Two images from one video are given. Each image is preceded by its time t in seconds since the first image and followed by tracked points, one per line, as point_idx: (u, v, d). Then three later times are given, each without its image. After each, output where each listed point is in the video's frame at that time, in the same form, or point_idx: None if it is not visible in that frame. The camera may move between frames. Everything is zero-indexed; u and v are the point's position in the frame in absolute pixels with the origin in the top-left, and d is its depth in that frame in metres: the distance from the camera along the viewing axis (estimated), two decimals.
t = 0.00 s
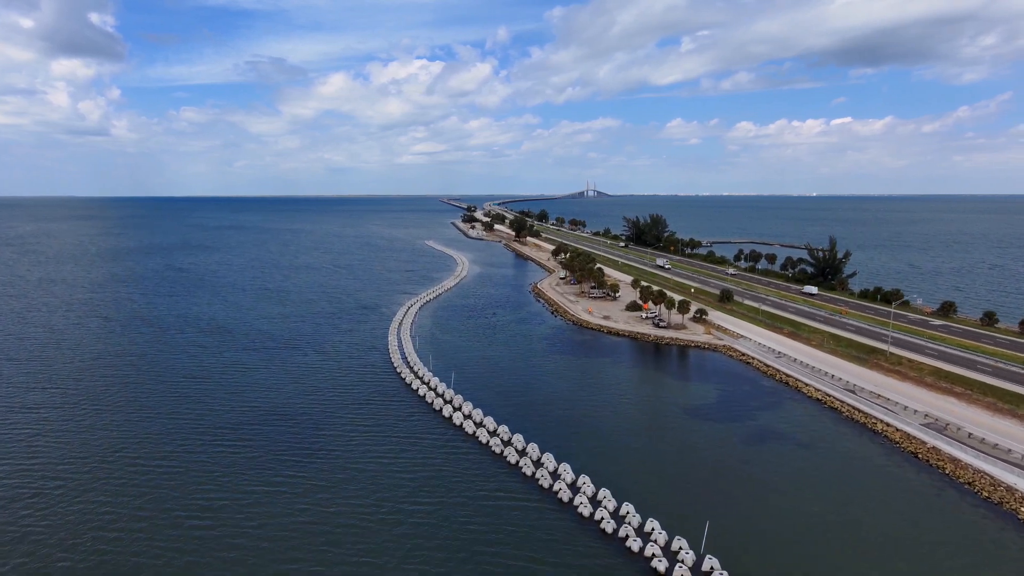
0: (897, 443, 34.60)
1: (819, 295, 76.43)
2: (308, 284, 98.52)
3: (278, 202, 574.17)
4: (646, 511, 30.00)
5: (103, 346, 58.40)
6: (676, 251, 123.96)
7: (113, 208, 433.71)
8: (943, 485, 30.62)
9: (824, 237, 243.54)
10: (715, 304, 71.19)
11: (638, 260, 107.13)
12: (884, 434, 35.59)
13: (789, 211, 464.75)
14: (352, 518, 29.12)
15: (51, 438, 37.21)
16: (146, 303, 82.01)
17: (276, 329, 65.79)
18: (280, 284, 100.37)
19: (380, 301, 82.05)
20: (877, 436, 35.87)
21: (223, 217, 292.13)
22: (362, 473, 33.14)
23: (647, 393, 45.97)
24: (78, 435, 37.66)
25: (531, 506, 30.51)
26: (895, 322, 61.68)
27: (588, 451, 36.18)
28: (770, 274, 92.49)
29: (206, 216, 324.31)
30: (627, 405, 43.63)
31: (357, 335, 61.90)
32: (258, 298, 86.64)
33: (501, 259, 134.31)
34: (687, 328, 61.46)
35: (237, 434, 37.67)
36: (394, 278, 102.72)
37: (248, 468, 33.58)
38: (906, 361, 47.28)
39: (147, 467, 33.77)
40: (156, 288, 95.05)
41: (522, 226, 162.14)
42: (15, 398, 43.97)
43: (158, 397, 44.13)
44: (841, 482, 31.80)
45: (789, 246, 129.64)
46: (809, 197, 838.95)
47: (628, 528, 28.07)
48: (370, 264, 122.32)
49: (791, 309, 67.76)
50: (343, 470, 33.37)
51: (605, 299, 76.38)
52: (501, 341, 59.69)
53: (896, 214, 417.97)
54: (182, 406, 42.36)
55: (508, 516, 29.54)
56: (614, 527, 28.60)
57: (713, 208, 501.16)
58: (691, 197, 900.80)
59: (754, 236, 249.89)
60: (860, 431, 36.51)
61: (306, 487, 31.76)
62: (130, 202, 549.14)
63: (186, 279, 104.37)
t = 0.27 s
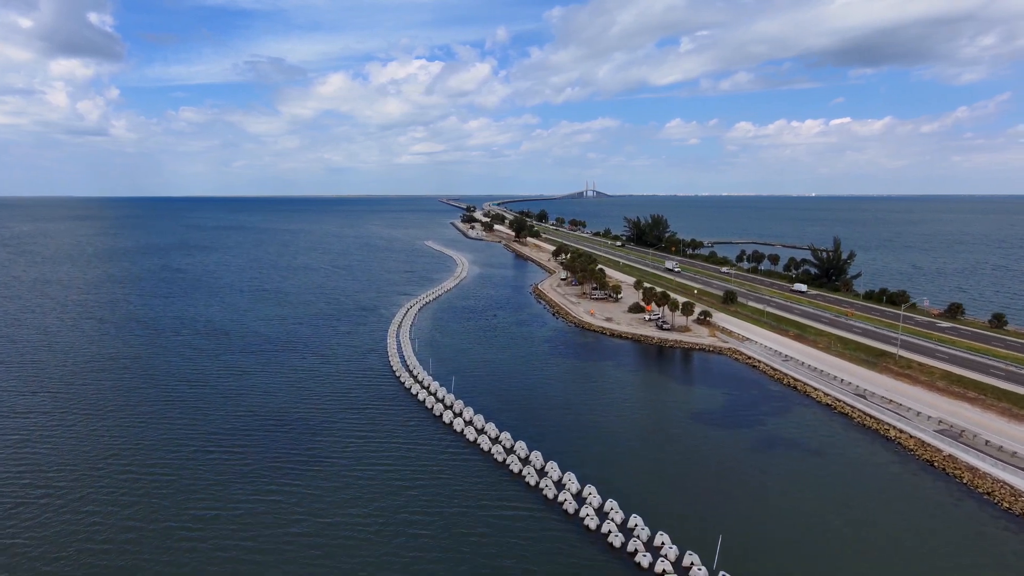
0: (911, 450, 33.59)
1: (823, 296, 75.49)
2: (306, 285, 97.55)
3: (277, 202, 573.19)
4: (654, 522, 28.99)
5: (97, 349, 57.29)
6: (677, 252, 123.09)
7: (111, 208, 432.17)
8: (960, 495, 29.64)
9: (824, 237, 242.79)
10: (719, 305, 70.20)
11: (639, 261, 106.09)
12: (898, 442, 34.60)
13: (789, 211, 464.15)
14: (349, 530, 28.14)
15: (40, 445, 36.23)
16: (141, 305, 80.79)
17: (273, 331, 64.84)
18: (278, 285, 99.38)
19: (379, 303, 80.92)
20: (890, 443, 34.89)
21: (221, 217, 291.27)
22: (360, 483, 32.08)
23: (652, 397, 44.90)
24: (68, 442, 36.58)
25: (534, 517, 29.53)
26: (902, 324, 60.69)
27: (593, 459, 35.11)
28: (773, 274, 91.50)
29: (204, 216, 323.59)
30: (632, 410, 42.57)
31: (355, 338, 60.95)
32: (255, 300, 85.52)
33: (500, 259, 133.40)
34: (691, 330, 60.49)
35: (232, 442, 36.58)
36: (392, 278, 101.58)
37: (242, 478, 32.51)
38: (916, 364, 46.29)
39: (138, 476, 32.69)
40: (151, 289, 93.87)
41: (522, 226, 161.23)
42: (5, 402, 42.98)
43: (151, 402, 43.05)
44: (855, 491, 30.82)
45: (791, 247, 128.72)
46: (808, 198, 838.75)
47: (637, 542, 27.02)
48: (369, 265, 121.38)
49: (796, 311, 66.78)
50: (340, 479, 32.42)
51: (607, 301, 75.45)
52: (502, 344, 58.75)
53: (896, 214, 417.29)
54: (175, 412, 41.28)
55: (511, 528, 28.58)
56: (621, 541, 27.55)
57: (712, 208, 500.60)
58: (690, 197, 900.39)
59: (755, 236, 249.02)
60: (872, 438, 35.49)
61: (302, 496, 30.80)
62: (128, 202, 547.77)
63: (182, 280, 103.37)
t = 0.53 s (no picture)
0: (927, 458, 32.60)
1: (828, 298, 74.54)
2: (304, 286, 96.57)
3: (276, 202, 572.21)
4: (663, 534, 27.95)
5: (91, 352, 56.30)
6: (678, 252, 122.18)
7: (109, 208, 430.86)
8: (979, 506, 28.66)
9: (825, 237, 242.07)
10: (723, 307, 69.18)
11: (641, 261, 105.04)
12: (913, 449, 33.59)
13: (790, 211, 463.27)
14: (346, 543, 27.16)
15: (29, 452, 35.23)
16: (137, 306, 79.77)
17: (271, 333, 63.86)
18: (276, 286, 98.43)
19: (378, 304, 79.90)
20: (904, 450, 33.89)
21: (219, 218, 290.62)
22: (358, 493, 31.06)
23: (658, 401, 43.91)
24: (57, 449, 35.54)
25: (539, 529, 28.49)
26: (910, 326, 59.66)
27: (598, 466, 34.10)
28: (777, 275, 90.50)
29: (203, 216, 323.17)
30: (637, 414, 41.59)
31: (353, 340, 59.95)
32: (252, 301, 84.53)
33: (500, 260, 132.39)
34: (696, 332, 59.46)
35: (226, 449, 35.60)
36: (391, 279, 100.57)
37: (237, 487, 31.49)
38: (927, 368, 45.29)
39: (128, 485, 31.69)
40: (148, 290, 92.84)
41: (522, 226, 160.20)
42: None
43: (143, 407, 42.02)
44: (866, 497, 30.01)
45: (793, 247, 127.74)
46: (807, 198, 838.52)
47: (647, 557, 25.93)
48: (368, 266, 120.39)
49: (802, 313, 65.79)
50: (337, 489, 31.42)
51: (609, 302, 74.44)
52: (503, 346, 57.79)
53: (896, 215, 417.41)
54: (168, 417, 40.26)
55: (515, 540, 27.57)
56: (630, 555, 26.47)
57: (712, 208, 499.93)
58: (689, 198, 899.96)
59: (755, 236, 248.19)
60: (886, 446, 34.44)
61: (298, 507, 29.81)
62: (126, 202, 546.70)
63: (180, 281, 102.37)
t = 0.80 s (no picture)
0: (943, 467, 31.69)
1: (833, 299, 73.60)
2: (302, 287, 95.52)
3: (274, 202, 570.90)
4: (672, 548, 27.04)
5: (84, 355, 55.29)
6: (680, 253, 121.20)
7: (108, 208, 429.32)
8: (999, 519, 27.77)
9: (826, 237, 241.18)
10: (727, 309, 68.20)
11: (643, 262, 104.04)
12: (928, 457, 32.68)
13: (789, 211, 462.49)
14: (344, 557, 26.24)
15: (17, 459, 34.25)
16: (132, 307, 78.70)
17: (268, 335, 62.85)
18: (274, 287, 97.36)
19: (377, 305, 78.92)
20: (919, 458, 32.98)
21: (218, 218, 289.61)
22: (356, 503, 30.09)
23: (663, 406, 42.94)
24: (47, 457, 34.57)
25: (544, 542, 27.54)
26: (917, 328, 58.70)
27: (603, 475, 33.24)
28: (780, 276, 89.56)
29: (202, 216, 322.38)
30: (642, 420, 40.64)
31: (352, 342, 58.96)
32: (249, 302, 83.49)
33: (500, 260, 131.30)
34: (700, 334, 58.49)
35: (221, 457, 34.64)
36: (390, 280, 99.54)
37: (231, 497, 30.54)
38: (937, 371, 44.32)
39: (119, 494, 30.73)
40: (144, 291, 91.71)
41: (522, 226, 158.99)
42: None
43: (136, 413, 41.02)
44: (879, 509, 29.26)
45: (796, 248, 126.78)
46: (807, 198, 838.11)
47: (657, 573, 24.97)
48: (367, 266, 119.31)
49: (807, 315, 64.82)
50: (335, 499, 30.49)
51: (612, 303, 73.49)
52: (504, 349, 56.84)
53: (896, 215, 416.95)
54: (162, 423, 39.26)
55: (519, 554, 26.64)
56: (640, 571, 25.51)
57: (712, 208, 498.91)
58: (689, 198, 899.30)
59: (756, 237, 247.21)
60: (900, 454, 33.52)
61: (294, 518, 28.87)
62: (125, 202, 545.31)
63: (176, 282, 101.26)
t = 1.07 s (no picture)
0: (961, 476, 30.71)
1: (838, 301, 72.61)
2: (300, 288, 94.45)
3: (273, 202, 569.95)
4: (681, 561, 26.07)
5: (78, 358, 54.34)
6: (682, 253, 120.18)
7: (107, 208, 428.48)
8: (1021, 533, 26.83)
9: (827, 237, 240.12)
10: (732, 310, 67.16)
11: (645, 263, 103.04)
12: (945, 466, 31.72)
13: (789, 212, 461.75)
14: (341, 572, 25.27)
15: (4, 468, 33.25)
16: (128, 309, 77.71)
17: (265, 337, 61.82)
18: (272, 287, 96.29)
19: (376, 307, 77.94)
20: (935, 467, 32.00)
21: (216, 219, 288.57)
22: (354, 516, 29.12)
23: (669, 411, 41.94)
24: (36, 465, 33.65)
25: (548, 556, 26.57)
26: (926, 330, 57.69)
27: (608, 483, 32.31)
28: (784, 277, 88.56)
29: (201, 215, 321.69)
30: (648, 425, 39.66)
31: (350, 345, 57.97)
32: (247, 303, 82.52)
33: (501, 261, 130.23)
34: (704, 337, 57.47)
35: (215, 466, 33.68)
36: (389, 281, 98.47)
37: (225, 510, 29.59)
38: (949, 375, 43.30)
39: (109, 506, 29.83)
40: (140, 292, 90.61)
41: (522, 226, 157.79)
42: None
43: (129, 419, 40.04)
44: (891, 519, 28.45)
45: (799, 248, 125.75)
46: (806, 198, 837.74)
47: None
48: (366, 267, 118.24)
49: (813, 317, 63.79)
50: (332, 510, 29.55)
51: (614, 305, 72.50)
52: (505, 352, 55.88)
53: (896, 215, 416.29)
54: (155, 429, 38.31)
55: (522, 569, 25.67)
56: None
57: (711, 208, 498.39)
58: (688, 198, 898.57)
59: (758, 237, 246.25)
60: (914, 462, 32.53)
61: (289, 531, 27.92)
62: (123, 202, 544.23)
63: (173, 282, 100.13)
